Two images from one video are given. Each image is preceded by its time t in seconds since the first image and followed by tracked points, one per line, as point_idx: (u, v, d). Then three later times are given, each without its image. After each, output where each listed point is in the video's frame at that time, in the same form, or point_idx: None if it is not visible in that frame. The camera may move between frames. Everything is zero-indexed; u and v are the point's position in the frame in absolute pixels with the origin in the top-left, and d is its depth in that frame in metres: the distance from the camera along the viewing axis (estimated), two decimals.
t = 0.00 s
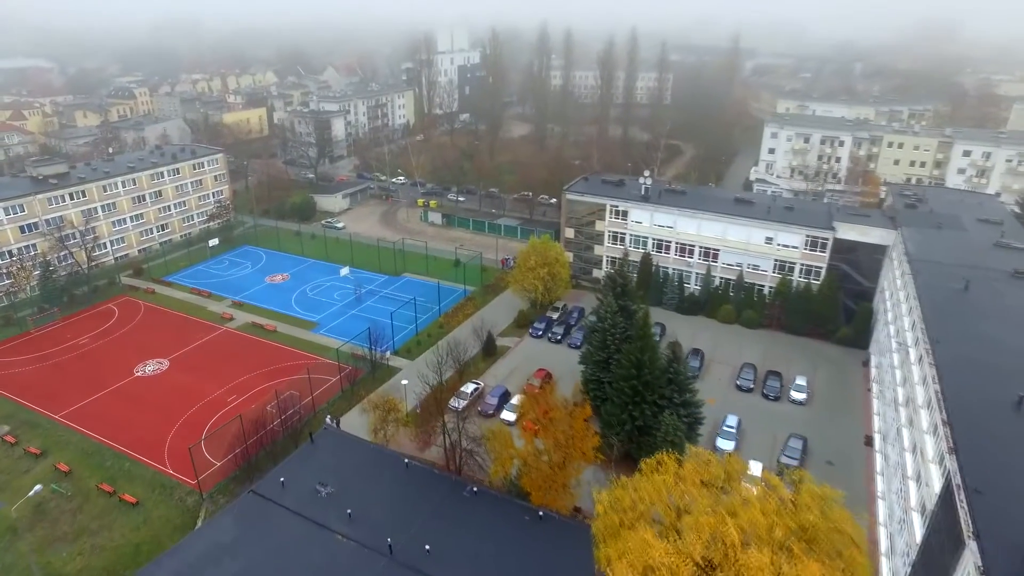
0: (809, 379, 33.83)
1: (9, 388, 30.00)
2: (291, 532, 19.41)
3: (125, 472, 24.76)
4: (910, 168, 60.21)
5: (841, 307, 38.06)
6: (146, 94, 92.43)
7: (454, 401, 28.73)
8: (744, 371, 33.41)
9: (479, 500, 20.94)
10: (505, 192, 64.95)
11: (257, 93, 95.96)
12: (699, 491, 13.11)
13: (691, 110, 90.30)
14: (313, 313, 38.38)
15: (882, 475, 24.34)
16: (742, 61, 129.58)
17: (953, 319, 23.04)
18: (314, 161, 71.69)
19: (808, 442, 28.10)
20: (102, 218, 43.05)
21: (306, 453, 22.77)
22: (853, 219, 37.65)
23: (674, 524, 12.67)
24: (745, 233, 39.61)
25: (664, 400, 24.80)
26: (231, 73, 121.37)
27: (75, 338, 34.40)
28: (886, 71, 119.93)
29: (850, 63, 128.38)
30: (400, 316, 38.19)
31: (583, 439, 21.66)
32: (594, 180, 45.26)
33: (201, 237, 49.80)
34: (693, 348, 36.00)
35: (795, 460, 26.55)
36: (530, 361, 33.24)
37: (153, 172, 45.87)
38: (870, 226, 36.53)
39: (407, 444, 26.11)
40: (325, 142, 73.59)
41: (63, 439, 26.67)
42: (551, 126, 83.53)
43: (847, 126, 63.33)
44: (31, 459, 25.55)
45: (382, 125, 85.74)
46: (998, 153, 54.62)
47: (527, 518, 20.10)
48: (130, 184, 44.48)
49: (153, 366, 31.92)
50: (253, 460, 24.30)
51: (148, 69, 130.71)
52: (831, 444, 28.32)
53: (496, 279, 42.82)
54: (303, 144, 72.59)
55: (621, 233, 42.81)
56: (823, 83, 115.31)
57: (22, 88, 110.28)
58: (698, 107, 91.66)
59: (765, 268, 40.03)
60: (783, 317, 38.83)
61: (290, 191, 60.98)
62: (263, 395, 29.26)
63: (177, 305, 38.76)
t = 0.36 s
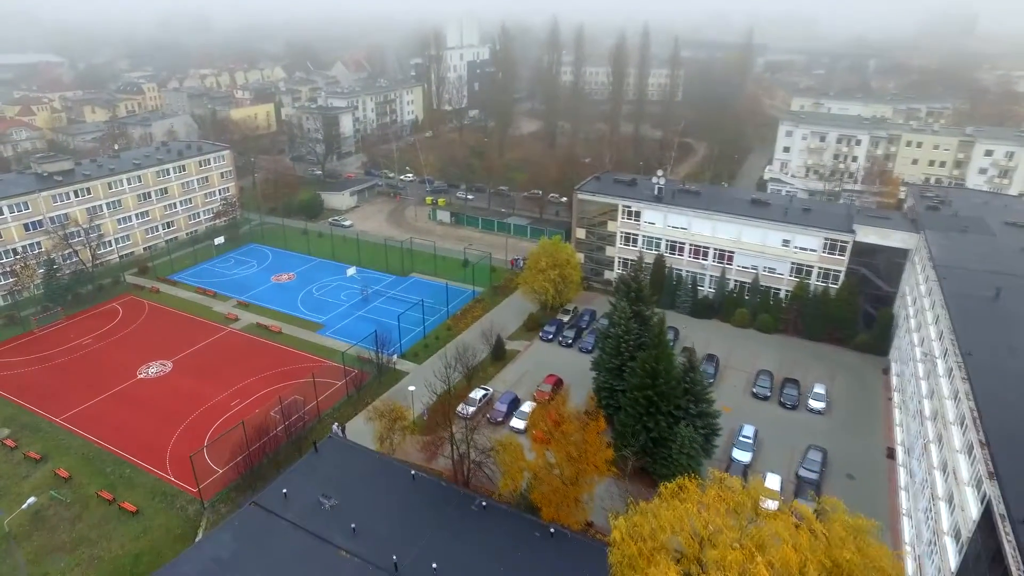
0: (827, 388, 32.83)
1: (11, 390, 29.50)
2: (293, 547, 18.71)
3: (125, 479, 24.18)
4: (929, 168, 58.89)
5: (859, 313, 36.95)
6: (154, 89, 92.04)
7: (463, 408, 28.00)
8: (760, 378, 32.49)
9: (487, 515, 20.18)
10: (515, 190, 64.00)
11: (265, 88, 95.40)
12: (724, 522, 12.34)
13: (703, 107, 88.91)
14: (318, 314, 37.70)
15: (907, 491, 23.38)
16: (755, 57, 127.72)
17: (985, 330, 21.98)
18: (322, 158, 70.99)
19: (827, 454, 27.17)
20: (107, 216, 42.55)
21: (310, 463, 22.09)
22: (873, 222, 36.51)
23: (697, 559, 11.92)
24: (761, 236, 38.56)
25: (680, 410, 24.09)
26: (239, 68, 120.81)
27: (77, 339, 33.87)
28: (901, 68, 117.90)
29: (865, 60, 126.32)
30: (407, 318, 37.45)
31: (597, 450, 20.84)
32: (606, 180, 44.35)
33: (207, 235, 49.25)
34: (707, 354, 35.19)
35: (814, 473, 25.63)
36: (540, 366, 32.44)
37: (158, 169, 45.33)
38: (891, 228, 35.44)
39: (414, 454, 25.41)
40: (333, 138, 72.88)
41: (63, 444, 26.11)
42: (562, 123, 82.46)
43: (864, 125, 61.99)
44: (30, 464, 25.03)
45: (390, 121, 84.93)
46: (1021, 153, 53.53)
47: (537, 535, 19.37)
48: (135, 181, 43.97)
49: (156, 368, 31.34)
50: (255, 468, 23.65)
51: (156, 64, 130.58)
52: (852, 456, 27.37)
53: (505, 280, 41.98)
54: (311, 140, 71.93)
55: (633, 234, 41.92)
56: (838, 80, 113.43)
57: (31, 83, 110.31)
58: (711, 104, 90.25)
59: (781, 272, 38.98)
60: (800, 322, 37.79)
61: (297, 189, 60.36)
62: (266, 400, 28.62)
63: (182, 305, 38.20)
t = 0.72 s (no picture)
0: (850, 398, 31.75)
1: (18, 391, 29.14)
2: (296, 562, 18.04)
3: (129, 485, 23.70)
4: (954, 169, 57.30)
5: (884, 320, 35.74)
6: (167, 84, 91.99)
7: (474, 415, 27.30)
8: (781, 388, 31.50)
9: (498, 531, 19.43)
10: (528, 188, 63.06)
11: (277, 84, 95.07)
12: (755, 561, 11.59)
13: (720, 105, 87.42)
14: (328, 315, 37.11)
15: (939, 511, 22.31)
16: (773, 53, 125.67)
17: None
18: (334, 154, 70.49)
19: (852, 468, 26.15)
20: (117, 213, 42.23)
21: (317, 474, 21.47)
22: (899, 225, 35.24)
23: None
24: (781, 239, 37.47)
25: (700, 423, 23.30)
26: (253, 63, 120.72)
27: (85, 338, 33.51)
28: (923, 65, 115.32)
29: (885, 57, 123.96)
30: (418, 320, 36.76)
31: (614, 465, 20.26)
32: (622, 180, 43.43)
33: (217, 232, 48.86)
34: (726, 361, 34.27)
35: (839, 489, 24.64)
36: (554, 371, 31.64)
37: (169, 166, 44.92)
38: (919, 233, 34.11)
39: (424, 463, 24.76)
40: (345, 135, 72.36)
41: (69, 446, 25.71)
42: (576, 120, 81.31)
43: (887, 124, 60.37)
44: (35, 468, 24.64)
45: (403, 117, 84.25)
46: None
47: (551, 554, 18.47)
48: (145, 177, 43.59)
49: (163, 369, 30.91)
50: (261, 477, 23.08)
51: (171, 59, 130.89)
52: (878, 471, 26.34)
53: (518, 281, 41.16)
54: (322, 137, 71.40)
55: (649, 236, 41.02)
56: (857, 77, 111.30)
57: (47, 78, 110.84)
58: (728, 101, 88.72)
59: (802, 276, 37.87)
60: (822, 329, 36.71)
61: (308, 186, 59.85)
62: (275, 404, 28.11)
63: (191, 304, 37.78)
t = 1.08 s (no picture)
0: (878, 410, 30.55)
1: (28, 390, 28.89)
2: None
3: (136, 490, 23.26)
4: (985, 171, 55.44)
5: (913, 329, 34.42)
6: (183, 78, 92.08)
7: (488, 423, 26.59)
8: (805, 399, 30.37)
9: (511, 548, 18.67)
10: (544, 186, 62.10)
11: (293, 79, 94.81)
12: None
13: (741, 102, 85.74)
14: (340, 315, 36.53)
15: (976, 536, 21.19)
16: (794, 50, 123.30)
17: None
18: (349, 150, 70.03)
19: (882, 486, 25.03)
20: (130, 209, 41.98)
21: (326, 484, 20.86)
22: (931, 231, 33.86)
23: None
24: (806, 244, 36.24)
25: (722, 438, 22.36)
26: (269, 58, 120.69)
27: (97, 336, 33.24)
28: (950, 62, 112.40)
29: (910, 54, 121.10)
30: (431, 322, 36.07)
31: (632, 483, 19.31)
32: (641, 180, 42.40)
33: (230, 229, 48.52)
34: (747, 369, 33.24)
35: (867, 508, 23.58)
36: (570, 378, 30.80)
37: (182, 162, 44.58)
38: (952, 239, 32.72)
39: (436, 473, 24.09)
40: (360, 131, 71.86)
41: (77, 448, 25.35)
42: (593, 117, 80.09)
43: (915, 124, 58.54)
44: (42, 470, 24.30)
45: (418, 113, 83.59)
46: None
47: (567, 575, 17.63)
48: (159, 174, 43.28)
49: (173, 369, 30.51)
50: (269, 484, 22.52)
51: (188, 53, 131.35)
52: (908, 489, 25.20)
53: (534, 283, 40.30)
54: (337, 132, 70.93)
55: (669, 238, 40.00)
56: (881, 75, 108.81)
57: (66, 72, 111.62)
58: (748, 99, 86.99)
59: (827, 282, 36.62)
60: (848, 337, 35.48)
61: (322, 182, 59.38)
62: (285, 409, 27.58)
63: (203, 303, 37.41)
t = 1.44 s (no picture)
0: (910, 424, 29.24)
1: (41, 388, 28.70)
2: None
3: (145, 494, 22.84)
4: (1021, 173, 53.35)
5: (947, 339, 32.97)
6: (203, 73, 92.26)
7: (503, 432, 25.83)
8: (833, 412, 29.17)
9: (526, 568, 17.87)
10: (562, 185, 61.05)
11: (311, 74, 94.61)
12: None
13: (764, 100, 83.86)
14: (354, 316, 35.96)
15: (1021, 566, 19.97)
16: (819, 47, 120.61)
17: None
18: (365, 146, 69.53)
19: (916, 507, 23.82)
20: (146, 205, 41.78)
21: (336, 496, 20.22)
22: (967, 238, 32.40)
23: None
24: (835, 249, 34.90)
25: (748, 455, 21.31)
26: (288, 53, 120.78)
27: (110, 334, 33.02)
28: (981, 59, 109.07)
29: (939, 52, 117.86)
30: (446, 324, 35.35)
31: (654, 505, 18.14)
32: (663, 181, 41.31)
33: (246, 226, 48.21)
34: (772, 379, 32.11)
35: (901, 531, 22.43)
36: (587, 385, 29.90)
37: (198, 157, 44.28)
38: (988, 246, 31.28)
39: (449, 483, 23.36)
40: (377, 127, 71.30)
41: (87, 450, 25.04)
42: (613, 115, 78.80)
43: (948, 124, 56.50)
44: (52, 471, 24.01)
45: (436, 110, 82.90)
46: None
47: None
48: (174, 169, 43.03)
49: (185, 370, 30.17)
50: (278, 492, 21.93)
51: (208, 48, 132.02)
52: (944, 511, 23.96)
53: (552, 285, 39.40)
54: (354, 128, 70.48)
55: (692, 241, 38.88)
56: (909, 72, 105.94)
57: (89, 67, 112.66)
58: (772, 98, 85.05)
59: (856, 289, 35.25)
60: (877, 347, 34.12)
61: (339, 179, 58.94)
62: (296, 413, 27.06)
63: (217, 301, 37.07)
